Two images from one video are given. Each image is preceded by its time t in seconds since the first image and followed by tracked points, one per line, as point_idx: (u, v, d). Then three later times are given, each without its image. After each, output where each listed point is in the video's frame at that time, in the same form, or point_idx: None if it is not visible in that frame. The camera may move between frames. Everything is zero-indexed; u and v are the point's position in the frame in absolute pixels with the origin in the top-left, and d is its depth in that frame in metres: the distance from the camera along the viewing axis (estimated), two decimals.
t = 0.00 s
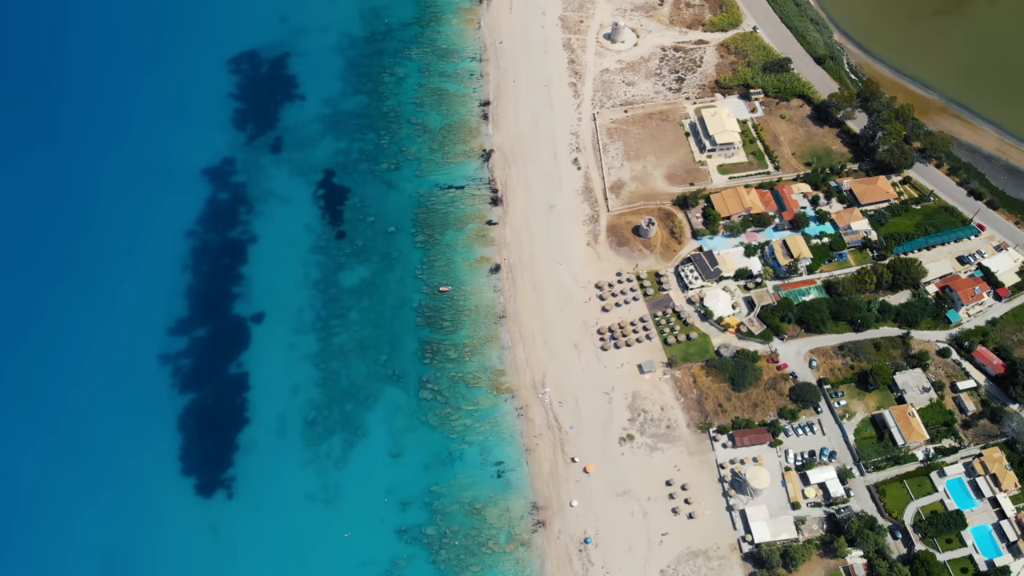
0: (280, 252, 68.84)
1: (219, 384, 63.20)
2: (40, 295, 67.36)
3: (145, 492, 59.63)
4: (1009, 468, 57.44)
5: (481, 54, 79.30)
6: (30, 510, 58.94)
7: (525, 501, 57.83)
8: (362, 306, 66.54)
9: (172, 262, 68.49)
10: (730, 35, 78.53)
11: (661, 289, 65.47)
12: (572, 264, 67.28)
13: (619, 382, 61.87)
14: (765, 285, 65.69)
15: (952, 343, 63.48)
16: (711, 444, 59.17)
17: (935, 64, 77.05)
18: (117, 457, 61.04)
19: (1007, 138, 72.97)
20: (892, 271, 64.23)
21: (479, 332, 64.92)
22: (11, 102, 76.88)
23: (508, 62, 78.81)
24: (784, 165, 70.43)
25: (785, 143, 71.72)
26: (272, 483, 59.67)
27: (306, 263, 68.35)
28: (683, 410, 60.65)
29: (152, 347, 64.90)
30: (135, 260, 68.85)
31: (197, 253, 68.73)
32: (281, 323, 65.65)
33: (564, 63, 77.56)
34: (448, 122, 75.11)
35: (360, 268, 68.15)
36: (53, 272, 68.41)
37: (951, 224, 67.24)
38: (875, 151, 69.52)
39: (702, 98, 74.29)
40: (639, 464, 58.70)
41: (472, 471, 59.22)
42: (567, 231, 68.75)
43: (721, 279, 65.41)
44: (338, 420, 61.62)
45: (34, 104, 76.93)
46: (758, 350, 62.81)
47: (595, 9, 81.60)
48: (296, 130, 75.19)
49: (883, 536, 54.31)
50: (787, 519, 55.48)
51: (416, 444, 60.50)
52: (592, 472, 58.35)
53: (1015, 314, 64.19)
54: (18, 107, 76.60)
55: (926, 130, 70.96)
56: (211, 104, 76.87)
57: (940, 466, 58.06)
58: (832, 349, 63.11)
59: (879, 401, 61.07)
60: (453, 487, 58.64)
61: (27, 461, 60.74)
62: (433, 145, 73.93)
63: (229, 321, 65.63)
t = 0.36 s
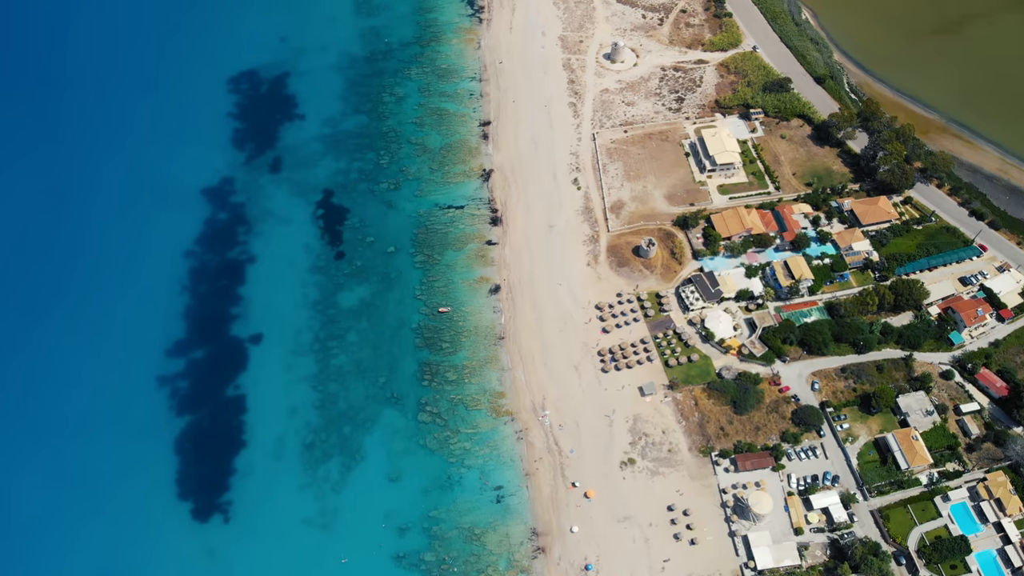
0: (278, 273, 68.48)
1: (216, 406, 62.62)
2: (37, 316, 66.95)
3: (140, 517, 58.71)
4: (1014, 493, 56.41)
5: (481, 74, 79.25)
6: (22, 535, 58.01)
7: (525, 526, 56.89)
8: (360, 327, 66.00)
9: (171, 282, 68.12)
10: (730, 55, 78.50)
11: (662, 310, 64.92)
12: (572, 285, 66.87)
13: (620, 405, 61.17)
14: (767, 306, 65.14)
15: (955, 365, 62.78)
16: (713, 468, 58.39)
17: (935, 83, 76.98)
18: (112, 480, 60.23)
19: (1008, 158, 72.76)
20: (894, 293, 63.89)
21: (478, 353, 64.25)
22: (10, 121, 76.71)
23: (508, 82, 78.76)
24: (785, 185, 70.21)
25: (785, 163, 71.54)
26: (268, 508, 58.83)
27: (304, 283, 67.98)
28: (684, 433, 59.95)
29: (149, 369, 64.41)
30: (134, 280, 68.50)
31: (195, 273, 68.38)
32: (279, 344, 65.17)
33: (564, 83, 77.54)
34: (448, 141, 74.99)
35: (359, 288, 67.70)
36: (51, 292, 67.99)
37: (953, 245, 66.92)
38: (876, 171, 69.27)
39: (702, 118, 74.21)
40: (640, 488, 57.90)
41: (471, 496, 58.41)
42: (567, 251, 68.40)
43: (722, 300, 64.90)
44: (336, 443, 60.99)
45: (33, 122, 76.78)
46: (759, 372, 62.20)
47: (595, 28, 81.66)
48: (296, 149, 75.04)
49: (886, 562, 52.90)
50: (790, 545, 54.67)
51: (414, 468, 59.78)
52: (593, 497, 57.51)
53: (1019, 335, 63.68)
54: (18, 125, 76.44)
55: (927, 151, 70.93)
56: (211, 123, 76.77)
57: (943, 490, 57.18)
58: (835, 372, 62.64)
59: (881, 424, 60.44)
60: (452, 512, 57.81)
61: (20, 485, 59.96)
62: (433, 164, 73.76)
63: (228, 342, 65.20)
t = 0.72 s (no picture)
0: (276, 294, 68.07)
1: (212, 430, 62.01)
2: (34, 338, 66.55)
3: (134, 543, 57.85)
4: (1019, 518, 55.57)
5: (481, 94, 79.18)
6: (15, 561, 57.18)
7: (525, 553, 55.99)
8: (359, 348, 65.43)
9: (168, 303, 67.72)
10: (730, 75, 78.50)
11: (663, 331, 64.25)
12: (572, 305, 66.32)
13: (621, 428, 60.42)
14: (768, 327, 64.45)
15: (958, 388, 62.19)
16: (715, 493, 57.58)
17: (936, 102, 76.95)
18: (107, 505, 59.51)
19: (1011, 177, 72.58)
20: (896, 314, 63.30)
21: (478, 375, 63.50)
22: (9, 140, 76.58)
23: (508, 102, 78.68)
24: (786, 206, 69.91)
25: (786, 183, 71.30)
26: (265, 533, 57.92)
27: (302, 304, 67.56)
28: (686, 458, 59.22)
29: (146, 392, 63.89)
30: (131, 301, 68.10)
31: (193, 294, 67.98)
32: (276, 366, 64.64)
33: (564, 103, 77.47)
34: (448, 161, 74.82)
35: (358, 309, 67.23)
36: (48, 315, 67.64)
37: (955, 265, 66.47)
38: (877, 192, 69.05)
39: (702, 138, 74.12)
40: (642, 514, 57.04)
41: (470, 521, 57.53)
42: (567, 272, 67.96)
43: (723, 322, 64.38)
44: (333, 467, 60.20)
45: (32, 142, 76.62)
46: (761, 395, 61.52)
47: (595, 48, 81.64)
48: (295, 169, 74.85)
49: None
50: (793, 572, 54.15)
51: (413, 493, 58.87)
52: (593, 523, 56.61)
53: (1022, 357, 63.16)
54: (17, 145, 76.28)
55: (929, 171, 70.73)
56: (211, 143, 76.62)
57: (948, 515, 56.21)
58: (837, 394, 61.96)
59: (885, 448, 59.68)
60: (451, 538, 56.89)
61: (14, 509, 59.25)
62: (433, 184, 73.54)
63: (225, 364, 64.68)
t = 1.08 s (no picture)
0: (275, 315, 67.64)
1: (209, 453, 61.31)
2: (30, 359, 65.91)
3: (128, 569, 56.84)
4: None
5: (481, 113, 79.11)
6: None
7: None
8: (357, 370, 64.86)
9: (166, 324, 67.29)
10: (730, 94, 78.47)
11: (664, 353, 63.56)
12: (572, 326, 65.71)
13: (622, 452, 59.65)
14: (771, 349, 64.08)
15: (962, 411, 61.48)
16: (718, 518, 56.69)
17: (937, 121, 76.86)
18: (100, 530, 58.56)
19: (1012, 198, 72.31)
20: (899, 335, 62.90)
21: (477, 397, 62.77)
22: (8, 159, 76.32)
23: (508, 121, 78.59)
24: (787, 226, 69.62)
25: (786, 203, 71.04)
26: (261, 559, 56.96)
27: (301, 325, 67.13)
28: (688, 482, 58.41)
29: (143, 414, 63.27)
30: (129, 322, 67.63)
31: (191, 315, 67.53)
32: (274, 388, 64.09)
33: (564, 123, 77.39)
34: (448, 181, 74.62)
35: (356, 330, 66.77)
36: (44, 335, 67.09)
37: (957, 286, 66.04)
38: (878, 212, 68.62)
39: (703, 158, 73.94)
40: (643, 540, 56.10)
41: (469, 547, 56.58)
42: (567, 293, 67.47)
43: (725, 343, 63.71)
44: (331, 491, 59.47)
45: (31, 161, 76.40)
46: (764, 418, 60.89)
47: (595, 68, 81.68)
48: (295, 189, 74.64)
49: None
50: None
51: (411, 518, 58.01)
52: (594, 549, 55.57)
53: None
54: (15, 164, 76.03)
55: (930, 191, 70.49)
56: (210, 163, 76.48)
57: (952, 540, 55.41)
58: (840, 417, 61.30)
59: (889, 471, 58.78)
60: (449, 564, 55.93)
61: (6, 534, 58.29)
62: (433, 204, 73.31)
63: (222, 386, 64.13)
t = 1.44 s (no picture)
0: (273, 336, 67.22)
1: (206, 476, 60.60)
2: (26, 380, 65.35)
3: None
4: None
5: (481, 132, 79.03)
6: None
7: None
8: (355, 392, 64.30)
9: (163, 345, 66.82)
10: (730, 114, 78.43)
11: (666, 374, 62.90)
12: (573, 346, 65.07)
13: (623, 476, 58.91)
14: (772, 370, 63.51)
15: (966, 433, 60.72)
16: (721, 544, 55.89)
17: (937, 140, 76.80)
18: (94, 555, 57.71)
19: (1015, 218, 72.12)
20: (902, 357, 62.21)
21: (476, 420, 62.10)
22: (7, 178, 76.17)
23: (508, 140, 78.47)
24: (788, 246, 69.34)
25: (787, 223, 70.80)
26: None
27: (299, 345, 66.69)
28: (690, 507, 57.61)
29: (139, 437, 62.62)
30: (127, 343, 67.18)
31: (189, 336, 67.09)
32: (272, 410, 63.52)
33: (564, 142, 77.27)
34: (448, 200, 74.42)
35: (355, 351, 66.29)
36: (41, 357, 66.56)
37: (960, 306, 65.54)
38: (880, 232, 68.34)
39: (703, 177, 73.77)
40: (645, 566, 55.28)
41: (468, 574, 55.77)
42: (568, 313, 66.93)
43: (726, 364, 63.24)
44: (329, 516, 58.71)
45: (30, 181, 76.24)
46: (766, 441, 60.10)
47: (595, 87, 81.68)
48: (294, 208, 74.42)
49: None
50: None
51: (409, 543, 57.24)
52: None
53: None
54: (13, 183, 75.86)
55: (932, 211, 70.05)
56: (210, 182, 76.35)
57: (958, 566, 54.16)
58: (843, 440, 60.41)
59: (893, 495, 57.77)
60: None
61: None
62: (433, 223, 73.08)
63: (219, 408, 63.58)
